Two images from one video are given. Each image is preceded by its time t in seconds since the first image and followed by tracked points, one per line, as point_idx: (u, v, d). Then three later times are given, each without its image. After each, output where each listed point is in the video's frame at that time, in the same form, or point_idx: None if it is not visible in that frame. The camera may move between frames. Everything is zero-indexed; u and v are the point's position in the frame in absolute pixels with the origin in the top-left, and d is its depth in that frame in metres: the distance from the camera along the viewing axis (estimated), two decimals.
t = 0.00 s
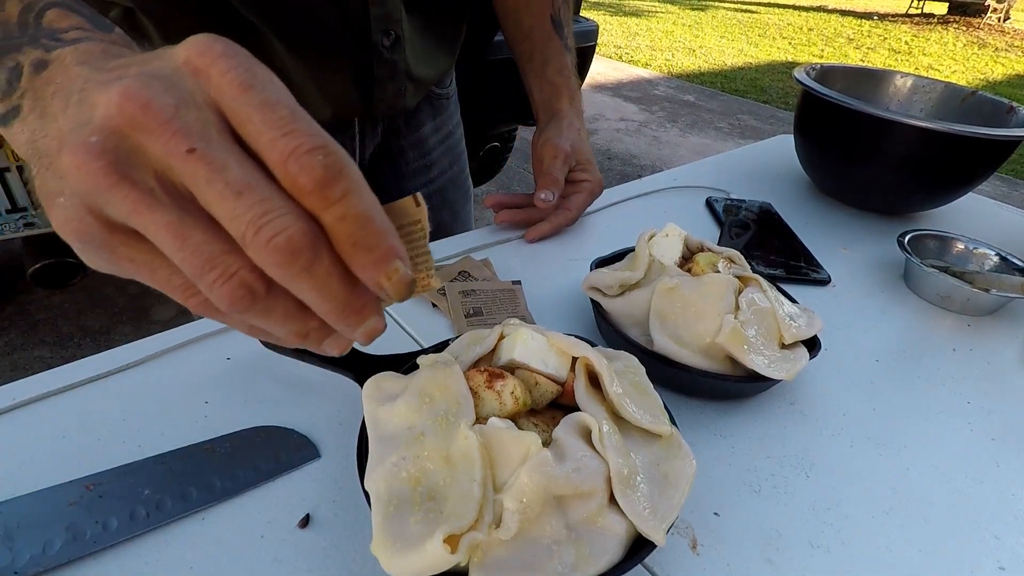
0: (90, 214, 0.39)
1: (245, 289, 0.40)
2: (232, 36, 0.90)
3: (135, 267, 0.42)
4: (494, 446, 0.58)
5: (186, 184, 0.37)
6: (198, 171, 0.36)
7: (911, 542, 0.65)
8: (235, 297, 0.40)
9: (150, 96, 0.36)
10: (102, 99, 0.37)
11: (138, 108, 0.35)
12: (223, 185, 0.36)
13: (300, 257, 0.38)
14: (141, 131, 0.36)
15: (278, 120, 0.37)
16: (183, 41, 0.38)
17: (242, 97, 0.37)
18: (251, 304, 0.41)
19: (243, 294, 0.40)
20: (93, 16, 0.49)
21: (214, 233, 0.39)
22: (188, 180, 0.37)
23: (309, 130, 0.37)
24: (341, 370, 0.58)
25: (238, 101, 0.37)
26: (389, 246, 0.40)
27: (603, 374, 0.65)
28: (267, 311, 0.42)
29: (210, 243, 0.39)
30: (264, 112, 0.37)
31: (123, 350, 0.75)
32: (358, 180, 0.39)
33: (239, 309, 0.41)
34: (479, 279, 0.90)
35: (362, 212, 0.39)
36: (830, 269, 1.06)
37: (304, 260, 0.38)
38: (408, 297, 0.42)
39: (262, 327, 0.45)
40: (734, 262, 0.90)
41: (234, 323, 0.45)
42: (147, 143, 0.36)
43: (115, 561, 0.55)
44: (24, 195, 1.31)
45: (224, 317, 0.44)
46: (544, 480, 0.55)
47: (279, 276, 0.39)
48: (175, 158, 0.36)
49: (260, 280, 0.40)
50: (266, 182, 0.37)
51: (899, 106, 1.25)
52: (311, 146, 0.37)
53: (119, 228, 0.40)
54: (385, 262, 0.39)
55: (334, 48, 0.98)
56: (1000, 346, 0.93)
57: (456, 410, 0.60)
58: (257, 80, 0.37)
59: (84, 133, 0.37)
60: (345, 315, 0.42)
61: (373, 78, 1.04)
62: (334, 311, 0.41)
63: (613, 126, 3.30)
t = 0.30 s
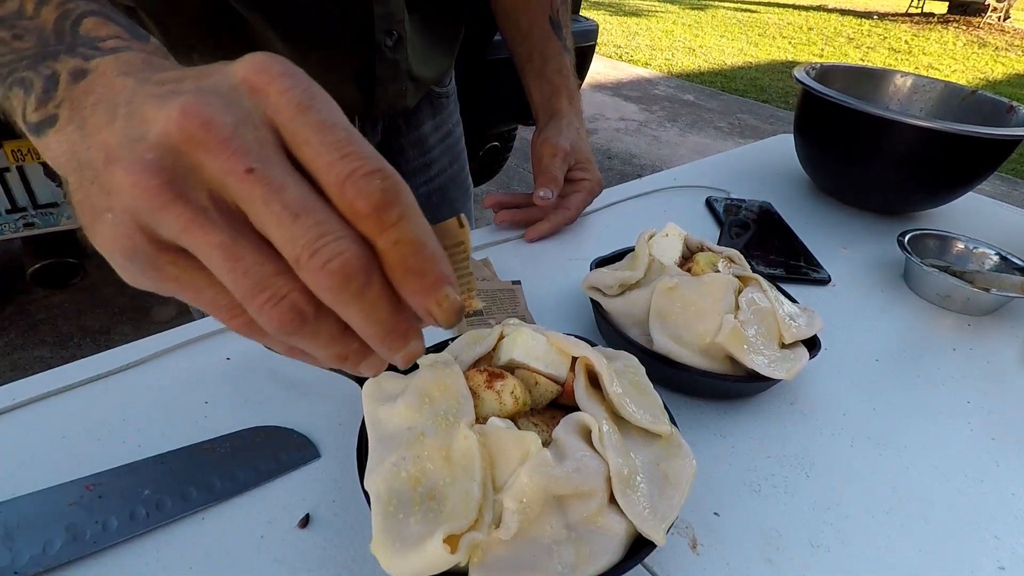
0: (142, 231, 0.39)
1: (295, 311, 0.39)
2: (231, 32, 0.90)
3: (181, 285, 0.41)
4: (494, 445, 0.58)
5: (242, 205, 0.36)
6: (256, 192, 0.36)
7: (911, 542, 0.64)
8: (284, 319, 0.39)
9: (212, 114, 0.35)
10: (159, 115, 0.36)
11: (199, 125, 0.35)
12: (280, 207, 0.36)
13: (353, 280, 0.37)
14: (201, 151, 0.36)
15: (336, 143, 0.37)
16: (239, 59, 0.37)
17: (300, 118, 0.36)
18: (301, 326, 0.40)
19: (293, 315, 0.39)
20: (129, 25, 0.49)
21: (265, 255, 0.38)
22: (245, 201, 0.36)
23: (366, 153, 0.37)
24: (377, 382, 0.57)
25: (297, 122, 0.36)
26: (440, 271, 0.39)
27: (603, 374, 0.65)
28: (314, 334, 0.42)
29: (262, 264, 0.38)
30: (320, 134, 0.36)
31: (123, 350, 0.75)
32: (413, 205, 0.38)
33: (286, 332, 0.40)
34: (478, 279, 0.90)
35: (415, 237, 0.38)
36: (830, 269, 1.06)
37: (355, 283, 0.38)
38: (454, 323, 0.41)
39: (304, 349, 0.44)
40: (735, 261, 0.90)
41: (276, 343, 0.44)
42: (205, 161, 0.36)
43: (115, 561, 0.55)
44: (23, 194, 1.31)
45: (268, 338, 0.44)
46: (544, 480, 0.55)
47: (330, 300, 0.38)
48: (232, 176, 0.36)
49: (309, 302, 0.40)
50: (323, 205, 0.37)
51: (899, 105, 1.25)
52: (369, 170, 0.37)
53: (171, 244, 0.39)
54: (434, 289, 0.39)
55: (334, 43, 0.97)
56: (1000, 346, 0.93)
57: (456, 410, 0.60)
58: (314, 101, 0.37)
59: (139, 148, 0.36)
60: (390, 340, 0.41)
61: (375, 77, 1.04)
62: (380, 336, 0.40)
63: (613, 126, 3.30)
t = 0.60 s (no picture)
0: (200, 265, 0.38)
1: (350, 349, 0.39)
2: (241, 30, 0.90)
3: (236, 318, 0.41)
4: (494, 445, 0.58)
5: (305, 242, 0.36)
6: (321, 229, 0.35)
7: (911, 543, 0.65)
8: (340, 356, 0.39)
9: (282, 151, 0.35)
10: (226, 148, 0.35)
11: (269, 162, 0.34)
12: (346, 244, 0.35)
13: (413, 317, 0.37)
14: (265, 184, 0.35)
15: (402, 180, 0.36)
16: (305, 91, 0.37)
17: (368, 154, 0.36)
18: (356, 363, 0.39)
19: (348, 352, 0.38)
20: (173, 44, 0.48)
21: (325, 290, 0.38)
22: (309, 237, 0.36)
23: (430, 191, 0.37)
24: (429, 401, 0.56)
25: (362, 158, 0.36)
26: (498, 311, 0.39)
27: (604, 374, 0.65)
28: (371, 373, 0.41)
29: (320, 300, 0.37)
30: (386, 171, 0.36)
31: (123, 350, 0.75)
32: (474, 244, 0.38)
33: (340, 368, 0.40)
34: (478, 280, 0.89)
35: (474, 275, 0.38)
36: (830, 269, 1.06)
37: (415, 320, 0.37)
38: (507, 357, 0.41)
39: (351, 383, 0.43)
40: (735, 262, 0.90)
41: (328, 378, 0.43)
42: (270, 197, 0.35)
43: (116, 561, 0.55)
44: (24, 194, 1.31)
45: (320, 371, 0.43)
46: (544, 480, 0.55)
47: (387, 336, 0.38)
48: (298, 214, 0.35)
49: (365, 338, 0.39)
50: (385, 241, 0.36)
51: (899, 106, 1.25)
52: (433, 208, 0.36)
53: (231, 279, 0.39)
54: (492, 325, 0.39)
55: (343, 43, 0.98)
56: (1000, 346, 0.93)
57: (456, 410, 0.60)
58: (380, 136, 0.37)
59: (205, 183, 0.36)
60: (443, 377, 0.41)
61: (382, 77, 1.05)
62: (433, 373, 0.40)
63: (613, 126, 3.30)
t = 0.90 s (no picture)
0: (294, 259, 0.40)
1: (431, 338, 0.40)
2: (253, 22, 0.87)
3: (321, 310, 0.43)
4: (494, 445, 0.58)
5: (394, 236, 0.38)
6: (411, 223, 0.37)
7: (911, 542, 0.65)
8: (421, 345, 0.40)
9: (377, 152, 0.37)
10: (323, 148, 0.38)
11: (366, 162, 0.37)
12: (432, 238, 0.38)
13: (491, 308, 0.39)
14: (361, 182, 0.37)
15: (481, 179, 0.38)
16: (390, 95, 0.39)
17: (450, 153, 0.38)
18: (438, 352, 0.41)
19: (430, 341, 0.40)
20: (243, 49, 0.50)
21: (409, 281, 0.39)
22: (398, 231, 0.38)
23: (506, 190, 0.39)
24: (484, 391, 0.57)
25: (447, 158, 0.38)
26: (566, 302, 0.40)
27: (604, 374, 0.65)
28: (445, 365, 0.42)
29: (405, 291, 0.39)
30: (468, 170, 0.38)
31: (123, 350, 0.75)
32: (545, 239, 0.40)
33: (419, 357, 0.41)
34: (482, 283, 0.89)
35: (546, 267, 0.39)
36: (830, 269, 1.06)
37: (492, 311, 0.39)
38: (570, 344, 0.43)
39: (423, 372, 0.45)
40: (734, 262, 0.90)
41: (402, 367, 0.45)
42: (365, 194, 0.38)
43: (117, 561, 0.55)
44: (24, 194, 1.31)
45: (396, 360, 0.44)
46: (544, 480, 0.55)
47: (465, 324, 0.39)
48: (390, 209, 0.38)
49: (446, 328, 0.40)
50: (466, 235, 0.38)
51: (899, 106, 1.25)
52: (511, 203, 0.38)
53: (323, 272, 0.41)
54: (561, 317, 0.40)
55: (355, 38, 0.96)
56: (1000, 346, 0.93)
57: (456, 410, 0.61)
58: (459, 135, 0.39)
59: (302, 180, 0.38)
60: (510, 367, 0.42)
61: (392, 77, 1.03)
62: (502, 363, 0.41)
63: (612, 126, 3.30)
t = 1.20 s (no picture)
0: (361, 259, 0.40)
1: (483, 341, 0.42)
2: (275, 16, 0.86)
3: (378, 310, 0.43)
4: (495, 446, 0.58)
5: (455, 241, 0.40)
6: (474, 230, 0.39)
7: (911, 542, 0.65)
8: (473, 346, 0.42)
9: (447, 161, 0.39)
10: (397, 156, 0.39)
11: (438, 169, 0.39)
12: (493, 245, 0.39)
13: (543, 314, 0.41)
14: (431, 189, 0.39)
15: (536, 192, 0.41)
16: (453, 110, 0.42)
17: (507, 167, 0.41)
18: (486, 355, 0.42)
19: (483, 343, 0.41)
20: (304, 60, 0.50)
21: (467, 284, 0.41)
22: (460, 237, 0.39)
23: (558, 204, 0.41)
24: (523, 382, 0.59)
25: (505, 171, 0.41)
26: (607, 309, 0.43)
27: (604, 374, 0.65)
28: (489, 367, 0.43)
29: (464, 293, 0.40)
30: (524, 183, 0.41)
31: (123, 350, 0.76)
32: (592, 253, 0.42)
33: (467, 358, 0.42)
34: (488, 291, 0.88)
35: (591, 276, 0.42)
36: (830, 269, 1.06)
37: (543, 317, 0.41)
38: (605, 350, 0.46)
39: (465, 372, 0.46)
40: (734, 262, 0.90)
41: (444, 368, 0.46)
42: (432, 200, 0.39)
43: (117, 560, 0.55)
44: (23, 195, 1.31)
45: (441, 360, 0.46)
46: (544, 480, 0.55)
47: (516, 327, 0.41)
48: (455, 215, 0.39)
49: (497, 332, 0.42)
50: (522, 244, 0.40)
51: (899, 106, 1.25)
52: (564, 215, 0.41)
53: (382, 273, 0.41)
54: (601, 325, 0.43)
55: (370, 34, 0.95)
56: (1001, 346, 0.93)
57: (456, 410, 0.61)
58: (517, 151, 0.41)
59: (375, 185, 0.39)
60: (546, 369, 0.45)
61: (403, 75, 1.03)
62: (543, 364, 0.44)
63: (612, 126, 3.30)
